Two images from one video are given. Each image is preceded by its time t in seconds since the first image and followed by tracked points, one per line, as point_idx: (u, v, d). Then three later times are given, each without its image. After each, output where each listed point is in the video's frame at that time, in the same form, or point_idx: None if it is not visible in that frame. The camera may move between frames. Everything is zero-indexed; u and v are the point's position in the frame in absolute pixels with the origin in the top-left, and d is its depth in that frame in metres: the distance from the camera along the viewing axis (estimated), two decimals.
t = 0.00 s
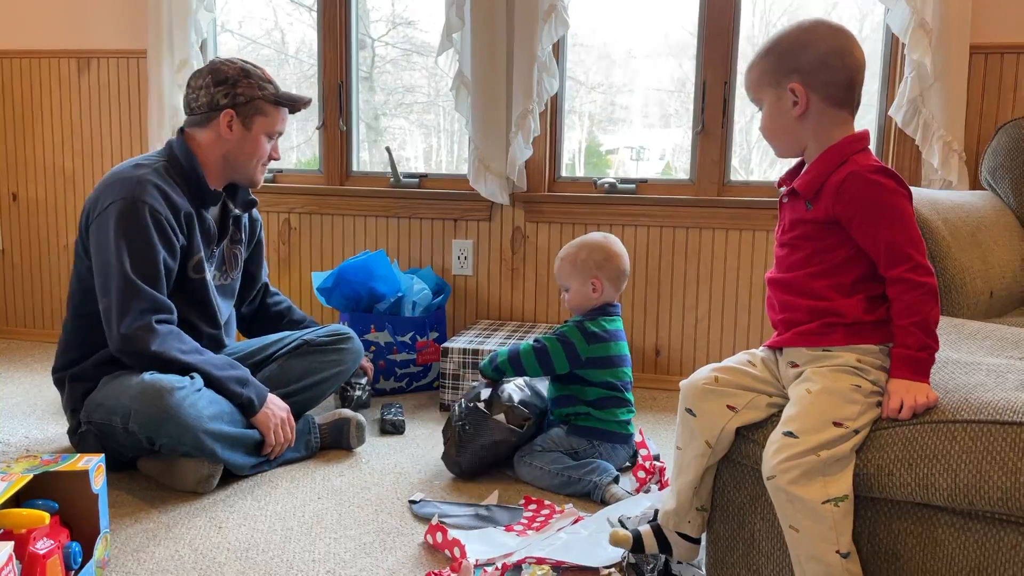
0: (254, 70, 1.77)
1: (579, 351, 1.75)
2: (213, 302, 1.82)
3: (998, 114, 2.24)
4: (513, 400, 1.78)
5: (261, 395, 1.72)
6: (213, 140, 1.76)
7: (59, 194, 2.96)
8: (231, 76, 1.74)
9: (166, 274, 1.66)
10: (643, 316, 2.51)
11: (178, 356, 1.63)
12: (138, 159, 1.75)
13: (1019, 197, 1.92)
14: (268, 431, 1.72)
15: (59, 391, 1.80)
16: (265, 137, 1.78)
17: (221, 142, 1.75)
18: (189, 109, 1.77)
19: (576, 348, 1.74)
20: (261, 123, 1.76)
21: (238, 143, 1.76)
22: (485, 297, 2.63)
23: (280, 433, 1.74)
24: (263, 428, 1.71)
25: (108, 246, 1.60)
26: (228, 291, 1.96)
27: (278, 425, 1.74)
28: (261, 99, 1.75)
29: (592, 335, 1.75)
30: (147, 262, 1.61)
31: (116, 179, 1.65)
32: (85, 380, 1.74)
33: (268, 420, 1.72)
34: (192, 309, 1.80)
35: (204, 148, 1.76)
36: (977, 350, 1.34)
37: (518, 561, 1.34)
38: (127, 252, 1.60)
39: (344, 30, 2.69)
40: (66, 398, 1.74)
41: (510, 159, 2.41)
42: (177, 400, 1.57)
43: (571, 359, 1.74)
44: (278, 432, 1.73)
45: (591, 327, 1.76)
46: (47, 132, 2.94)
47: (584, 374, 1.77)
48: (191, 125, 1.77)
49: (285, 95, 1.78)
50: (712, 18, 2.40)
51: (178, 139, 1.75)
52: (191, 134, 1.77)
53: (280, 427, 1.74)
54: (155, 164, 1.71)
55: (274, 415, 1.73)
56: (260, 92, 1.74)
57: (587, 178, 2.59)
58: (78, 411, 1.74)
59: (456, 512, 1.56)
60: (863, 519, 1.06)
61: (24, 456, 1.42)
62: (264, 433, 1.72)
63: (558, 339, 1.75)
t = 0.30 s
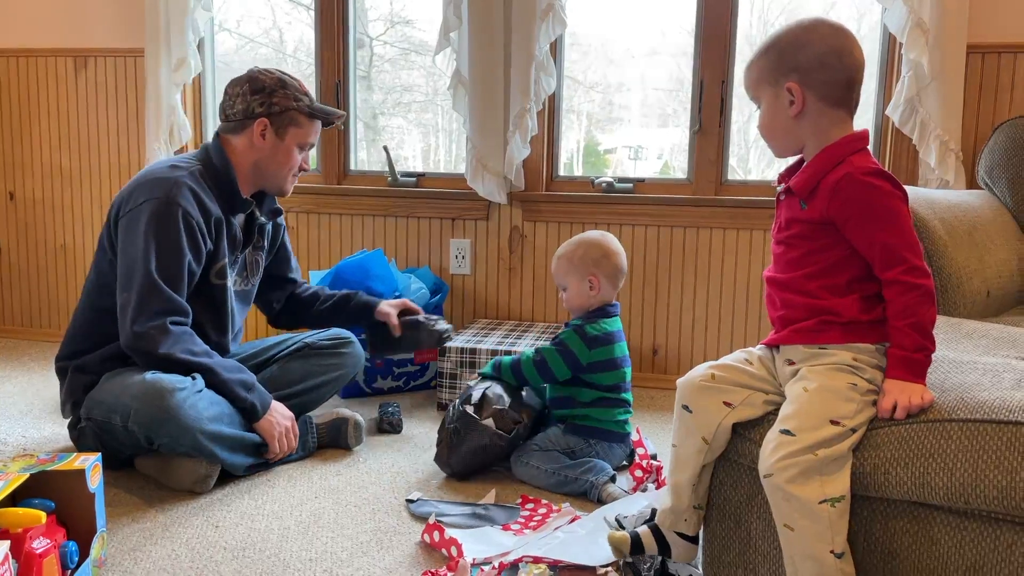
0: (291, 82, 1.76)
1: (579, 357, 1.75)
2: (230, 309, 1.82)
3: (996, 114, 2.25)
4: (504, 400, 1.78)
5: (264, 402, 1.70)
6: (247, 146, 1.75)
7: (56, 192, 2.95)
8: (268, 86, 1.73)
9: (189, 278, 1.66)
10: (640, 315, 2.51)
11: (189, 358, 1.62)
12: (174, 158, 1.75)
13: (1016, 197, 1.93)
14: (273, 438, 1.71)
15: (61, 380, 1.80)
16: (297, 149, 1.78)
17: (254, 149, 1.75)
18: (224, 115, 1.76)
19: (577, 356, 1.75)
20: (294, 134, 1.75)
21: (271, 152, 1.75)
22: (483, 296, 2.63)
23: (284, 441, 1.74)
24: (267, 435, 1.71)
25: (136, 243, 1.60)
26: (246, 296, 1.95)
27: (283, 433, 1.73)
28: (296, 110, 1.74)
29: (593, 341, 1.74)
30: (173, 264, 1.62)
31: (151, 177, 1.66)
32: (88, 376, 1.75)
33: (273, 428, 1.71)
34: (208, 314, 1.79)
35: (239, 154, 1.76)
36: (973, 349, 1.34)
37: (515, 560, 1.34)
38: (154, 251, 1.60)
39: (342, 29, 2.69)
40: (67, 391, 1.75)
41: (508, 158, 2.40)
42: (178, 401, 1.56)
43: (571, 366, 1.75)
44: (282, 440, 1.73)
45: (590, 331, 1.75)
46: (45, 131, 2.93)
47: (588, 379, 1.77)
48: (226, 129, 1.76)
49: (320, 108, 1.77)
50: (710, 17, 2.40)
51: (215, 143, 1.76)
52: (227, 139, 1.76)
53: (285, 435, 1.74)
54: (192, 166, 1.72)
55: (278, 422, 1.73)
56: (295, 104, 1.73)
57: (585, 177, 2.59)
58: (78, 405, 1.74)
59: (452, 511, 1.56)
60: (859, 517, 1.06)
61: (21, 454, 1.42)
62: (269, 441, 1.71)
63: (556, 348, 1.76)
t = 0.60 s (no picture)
0: (298, 83, 1.74)
1: (591, 359, 1.72)
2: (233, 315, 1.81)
3: (993, 112, 2.25)
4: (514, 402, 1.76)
5: (263, 405, 1.71)
6: (253, 151, 1.74)
7: (53, 191, 2.95)
8: (274, 88, 1.72)
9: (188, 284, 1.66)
10: (639, 314, 2.51)
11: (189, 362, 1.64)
12: (183, 164, 1.76)
13: (1013, 195, 1.93)
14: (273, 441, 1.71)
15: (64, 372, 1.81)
16: (305, 152, 1.75)
17: (261, 154, 1.73)
18: (231, 119, 1.75)
19: (588, 358, 1.71)
20: (300, 136, 1.73)
21: (277, 157, 1.73)
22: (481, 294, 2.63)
23: (284, 443, 1.74)
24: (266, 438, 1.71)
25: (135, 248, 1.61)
26: (265, 295, 1.94)
27: (283, 435, 1.74)
28: (302, 113, 1.72)
29: (603, 341, 1.72)
30: (172, 270, 1.62)
31: (155, 182, 1.66)
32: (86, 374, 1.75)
33: (274, 430, 1.72)
34: (209, 319, 1.79)
35: (247, 159, 1.75)
36: (970, 347, 1.34)
37: (513, 559, 1.34)
38: (153, 257, 1.60)
39: (340, 28, 2.69)
40: (68, 386, 1.76)
41: (506, 157, 2.40)
42: (175, 404, 1.56)
43: (584, 370, 1.72)
44: (281, 443, 1.73)
45: (599, 332, 1.72)
46: (42, 129, 2.93)
47: (593, 379, 1.74)
48: (233, 134, 1.75)
49: (328, 109, 1.74)
50: (708, 16, 2.40)
51: (223, 148, 1.75)
52: (235, 144, 1.75)
53: (285, 438, 1.74)
54: (198, 172, 1.72)
55: (279, 424, 1.73)
56: (302, 106, 1.72)
57: (583, 176, 2.59)
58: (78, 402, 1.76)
59: (449, 509, 1.56)
60: (854, 516, 1.06)
61: (17, 454, 1.41)
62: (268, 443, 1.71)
63: (569, 353, 1.73)
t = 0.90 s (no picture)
0: (303, 88, 1.73)
1: (602, 358, 1.71)
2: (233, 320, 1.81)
3: (990, 112, 2.25)
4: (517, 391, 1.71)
5: (262, 404, 1.71)
6: (256, 157, 1.74)
7: (50, 190, 2.94)
8: (278, 93, 1.71)
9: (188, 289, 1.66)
10: (636, 313, 2.51)
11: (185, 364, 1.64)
12: (184, 168, 1.76)
13: (1010, 196, 1.93)
14: (274, 440, 1.71)
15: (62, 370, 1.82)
16: (309, 158, 1.75)
17: (264, 159, 1.73)
18: (235, 124, 1.75)
19: (599, 357, 1.70)
20: (305, 143, 1.72)
21: (280, 163, 1.73)
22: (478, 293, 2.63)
23: (286, 443, 1.75)
24: (266, 437, 1.71)
25: (134, 253, 1.61)
26: (268, 301, 1.93)
27: (283, 435, 1.74)
28: (306, 119, 1.71)
29: (612, 339, 1.72)
30: (171, 275, 1.62)
31: (155, 187, 1.66)
32: (84, 373, 1.75)
33: (274, 429, 1.72)
34: (208, 323, 1.79)
35: (250, 164, 1.74)
36: (966, 347, 1.34)
37: (510, 558, 1.34)
38: (151, 262, 1.60)
39: (338, 27, 2.68)
40: (65, 386, 1.76)
41: (503, 155, 2.40)
42: (172, 405, 1.56)
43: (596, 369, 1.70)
44: (281, 442, 1.73)
45: (607, 331, 1.72)
46: (38, 127, 2.92)
47: (604, 379, 1.74)
48: (238, 139, 1.75)
49: (332, 116, 1.73)
50: (706, 15, 2.40)
51: (226, 152, 1.75)
52: (239, 149, 1.75)
53: (285, 437, 1.75)
54: (199, 177, 1.72)
55: (278, 424, 1.73)
56: (306, 113, 1.71)
57: (580, 175, 2.59)
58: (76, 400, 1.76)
59: (446, 509, 1.56)
60: (851, 516, 1.06)
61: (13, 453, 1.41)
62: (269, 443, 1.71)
63: (580, 353, 1.70)
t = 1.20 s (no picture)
0: (289, 81, 1.74)
1: (617, 354, 1.71)
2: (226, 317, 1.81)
3: (987, 111, 2.25)
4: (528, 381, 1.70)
5: (259, 402, 1.71)
6: (243, 151, 1.74)
7: (47, 188, 2.94)
8: (264, 87, 1.71)
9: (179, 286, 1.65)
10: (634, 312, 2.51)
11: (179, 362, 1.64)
12: (171, 165, 1.75)
13: (1008, 194, 1.93)
14: (272, 435, 1.70)
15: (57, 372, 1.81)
16: (297, 151, 1.75)
17: (252, 153, 1.73)
18: (220, 118, 1.75)
19: (614, 353, 1.70)
20: (291, 136, 1.72)
21: (267, 157, 1.73)
22: (476, 292, 2.63)
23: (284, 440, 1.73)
24: (264, 436, 1.70)
25: (124, 252, 1.60)
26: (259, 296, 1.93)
27: (282, 432, 1.73)
28: (293, 112, 1.71)
29: (624, 335, 1.73)
30: (163, 272, 1.61)
31: (142, 185, 1.66)
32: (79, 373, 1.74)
33: (273, 427, 1.71)
34: (202, 320, 1.78)
35: (235, 158, 1.74)
36: (963, 346, 1.35)
37: (508, 557, 1.34)
38: (142, 260, 1.60)
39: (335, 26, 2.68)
40: (60, 386, 1.76)
41: (501, 154, 2.40)
42: (168, 403, 1.56)
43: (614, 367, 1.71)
44: (280, 439, 1.72)
45: (619, 327, 1.72)
46: (35, 126, 2.92)
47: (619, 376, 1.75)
48: (223, 134, 1.75)
49: (319, 108, 1.74)
50: (704, 13, 2.40)
51: (212, 148, 1.75)
52: (225, 144, 1.75)
53: (285, 434, 1.74)
54: (186, 174, 1.71)
55: (277, 421, 1.73)
56: (292, 106, 1.71)
57: (578, 174, 2.59)
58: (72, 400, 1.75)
59: (444, 507, 1.56)
60: (848, 515, 1.06)
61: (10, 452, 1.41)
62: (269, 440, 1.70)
63: (598, 351, 1.70)
